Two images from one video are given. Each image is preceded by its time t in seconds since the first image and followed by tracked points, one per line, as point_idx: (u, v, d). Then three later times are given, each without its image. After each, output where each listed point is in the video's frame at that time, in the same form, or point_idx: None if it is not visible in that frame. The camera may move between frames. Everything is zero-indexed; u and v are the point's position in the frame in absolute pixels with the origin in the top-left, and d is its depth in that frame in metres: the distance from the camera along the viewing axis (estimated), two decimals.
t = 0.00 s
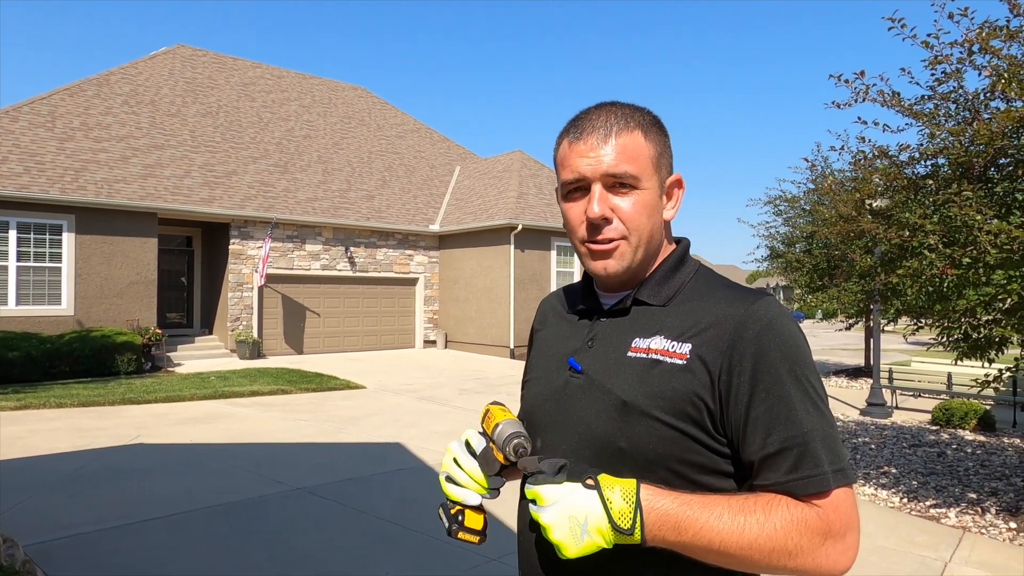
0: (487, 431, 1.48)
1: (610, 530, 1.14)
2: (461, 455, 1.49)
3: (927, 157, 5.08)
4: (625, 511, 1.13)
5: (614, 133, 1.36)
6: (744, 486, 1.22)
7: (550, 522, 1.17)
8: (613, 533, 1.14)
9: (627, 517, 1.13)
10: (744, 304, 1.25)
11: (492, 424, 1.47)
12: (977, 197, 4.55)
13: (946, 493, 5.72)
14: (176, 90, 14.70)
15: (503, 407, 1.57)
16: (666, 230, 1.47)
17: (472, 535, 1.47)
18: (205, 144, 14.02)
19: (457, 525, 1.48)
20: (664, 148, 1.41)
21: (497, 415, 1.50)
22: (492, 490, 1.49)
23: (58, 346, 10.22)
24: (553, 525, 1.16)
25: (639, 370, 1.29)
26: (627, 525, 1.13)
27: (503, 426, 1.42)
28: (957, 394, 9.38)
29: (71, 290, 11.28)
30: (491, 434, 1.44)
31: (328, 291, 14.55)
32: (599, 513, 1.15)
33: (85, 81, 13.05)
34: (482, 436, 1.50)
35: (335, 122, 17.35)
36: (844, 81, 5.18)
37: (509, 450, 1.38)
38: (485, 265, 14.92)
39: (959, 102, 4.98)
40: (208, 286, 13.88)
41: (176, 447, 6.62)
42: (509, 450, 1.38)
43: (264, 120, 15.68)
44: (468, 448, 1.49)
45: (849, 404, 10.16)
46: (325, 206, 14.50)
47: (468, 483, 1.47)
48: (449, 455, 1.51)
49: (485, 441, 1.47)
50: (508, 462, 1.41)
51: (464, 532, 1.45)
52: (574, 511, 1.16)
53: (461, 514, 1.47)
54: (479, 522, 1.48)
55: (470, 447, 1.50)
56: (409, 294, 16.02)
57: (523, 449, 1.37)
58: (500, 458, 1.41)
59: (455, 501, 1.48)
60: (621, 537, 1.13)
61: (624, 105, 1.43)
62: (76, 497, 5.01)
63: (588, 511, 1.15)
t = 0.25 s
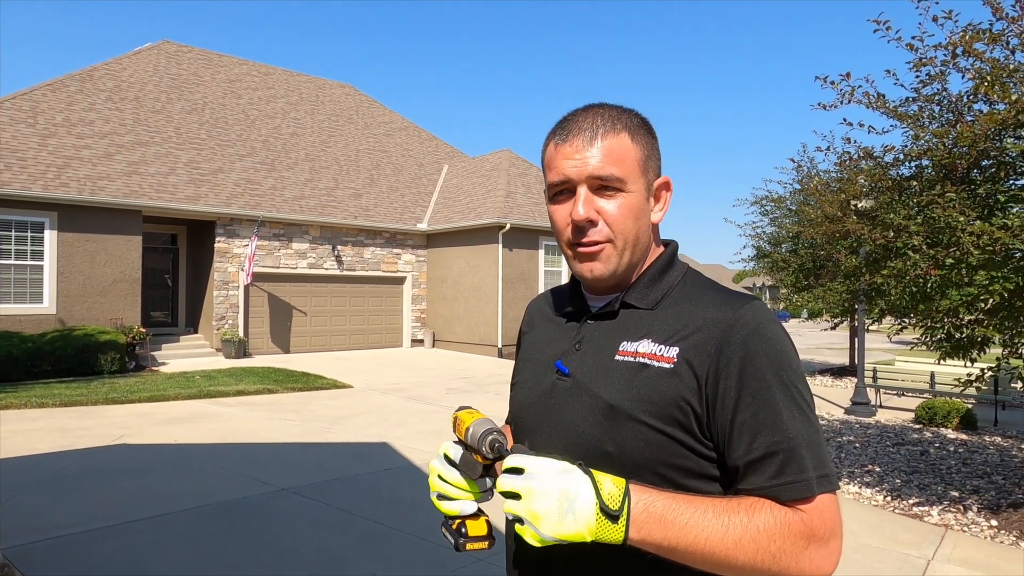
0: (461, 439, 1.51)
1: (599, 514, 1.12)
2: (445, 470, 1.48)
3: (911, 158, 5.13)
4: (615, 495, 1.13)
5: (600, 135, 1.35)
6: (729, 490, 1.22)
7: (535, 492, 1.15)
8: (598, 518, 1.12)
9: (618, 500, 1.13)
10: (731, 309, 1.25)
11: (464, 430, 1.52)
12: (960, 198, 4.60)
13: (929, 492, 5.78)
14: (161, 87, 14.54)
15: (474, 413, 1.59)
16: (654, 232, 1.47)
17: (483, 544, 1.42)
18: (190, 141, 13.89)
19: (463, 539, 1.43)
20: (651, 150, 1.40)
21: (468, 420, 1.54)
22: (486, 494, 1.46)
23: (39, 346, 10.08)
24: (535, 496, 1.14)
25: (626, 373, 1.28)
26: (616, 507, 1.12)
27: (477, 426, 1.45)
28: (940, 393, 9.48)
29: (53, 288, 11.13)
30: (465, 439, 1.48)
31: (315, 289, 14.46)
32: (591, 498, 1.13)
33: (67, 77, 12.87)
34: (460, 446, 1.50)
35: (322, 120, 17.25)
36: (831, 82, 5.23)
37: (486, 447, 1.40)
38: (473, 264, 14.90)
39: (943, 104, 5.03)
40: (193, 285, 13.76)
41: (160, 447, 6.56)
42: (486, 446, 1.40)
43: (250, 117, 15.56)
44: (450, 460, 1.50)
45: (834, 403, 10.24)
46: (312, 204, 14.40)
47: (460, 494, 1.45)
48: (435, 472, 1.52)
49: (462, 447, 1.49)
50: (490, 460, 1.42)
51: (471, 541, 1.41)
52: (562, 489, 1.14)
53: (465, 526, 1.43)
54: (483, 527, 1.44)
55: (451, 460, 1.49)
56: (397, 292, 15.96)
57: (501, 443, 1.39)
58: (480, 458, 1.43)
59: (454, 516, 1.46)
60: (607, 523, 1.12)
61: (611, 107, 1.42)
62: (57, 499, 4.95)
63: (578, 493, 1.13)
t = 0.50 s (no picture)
0: (444, 444, 1.47)
1: (594, 494, 1.09)
2: (436, 479, 1.44)
3: (898, 157, 5.15)
4: (611, 483, 1.12)
5: (581, 128, 1.34)
6: (719, 491, 1.21)
7: (537, 458, 1.11)
8: (594, 500, 1.09)
9: (614, 487, 1.12)
10: (724, 308, 1.23)
11: (444, 434, 1.47)
12: (946, 198, 4.63)
13: (915, 489, 5.82)
14: (148, 82, 14.39)
15: (447, 413, 1.56)
16: (644, 229, 1.43)
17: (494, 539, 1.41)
18: (177, 138, 13.75)
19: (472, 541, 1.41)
20: (638, 145, 1.37)
21: (446, 422, 1.49)
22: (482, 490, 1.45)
23: (23, 343, 9.94)
24: (537, 462, 1.11)
25: (618, 371, 1.27)
26: (612, 493, 1.11)
27: (457, 426, 1.42)
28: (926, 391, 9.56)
29: (37, 285, 10.99)
30: (450, 442, 1.43)
31: (303, 287, 14.37)
32: (591, 480, 1.10)
33: (51, 72, 12.71)
34: (443, 449, 1.47)
35: (311, 117, 17.13)
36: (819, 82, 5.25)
37: (472, 445, 1.39)
38: (462, 262, 14.87)
39: (930, 104, 5.06)
40: (180, 282, 13.64)
41: (145, 446, 6.48)
42: (475, 443, 1.39)
43: (238, 114, 15.43)
44: (440, 468, 1.45)
45: (821, 401, 10.30)
46: (301, 201, 14.31)
47: (458, 499, 1.43)
48: (427, 484, 1.47)
49: (450, 451, 1.45)
50: (480, 456, 1.42)
51: (481, 541, 1.39)
52: (565, 464, 1.11)
53: (472, 525, 1.42)
54: (489, 523, 1.43)
55: (439, 466, 1.45)
56: (386, 290, 15.90)
57: (490, 437, 1.40)
58: (471, 457, 1.42)
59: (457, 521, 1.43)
60: (600, 507, 1.09)
61: (601, 102, 1.40)
62: (40, 499, 4.88)
63: (579, 472, 1.10)
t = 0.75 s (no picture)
0: (431, 443, 1.45)
1: (586, 497, 1.08)
2: (422, 478, 1.42)
3: (885, 156, 5.17)
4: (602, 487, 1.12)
5: (548, 132, 1.34)
6: (709, 494, 1.20)
7: (537, 452, 1.08)
8: (587, 502, 1.08)
9: (605, 491, 1.11)
10: (716, 309, 1.22)
11: (432, 433, 1.46)
12: (932, 196, 4.66)
13: (900, 485, 5.87)
14: (132, 77, 14.22)
15: (437, 414, 1.55)
16: (628, 226, 1.39)
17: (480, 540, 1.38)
18: (162, 134, 13.60)
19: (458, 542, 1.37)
20: (610, 142, 1.33)
21: (435, 421, 1.47)
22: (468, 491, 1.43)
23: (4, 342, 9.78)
24: (537, 456, 1.07)
25: (608, 372, 1.26)
26: (603, 496, 1.10)
27: (446, 425, 1.42)
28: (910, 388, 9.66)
29: (18, 283, 10.82)
30: (438, 441, 1.42)
31: (290, 285, 14.27)
32: (582, 482, 1.09)
33: (33, 66, 12.52)
34: (430, 449, 1.45)
35: (298, 113, 17.00)
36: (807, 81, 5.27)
37: (461, 444, 1.38)
38: (451, 259, 14.83)
39: (915, 103, 5.09)
40: (165, 280, 13.50)
41: (130, 446, 6.41)
42: (464, 443, 1.38)
43: (224, 110, 15.29)
44: (426, 467, 1.44)
45: (807, 398, 10.37)
46: (287, 198, 14.20)
47: (444, 499, 1.40)
48: (412, 483, 1.44)
49: (437, 451, 1.44)
50: (469, 456, 1.40)
51: (467, 542, 1.35)
52: (561, 463, 1.09)
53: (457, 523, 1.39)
54: (475, 523, 1.40)
55: (425, 466, 1.43)
56: (374, 288, 15.83)
57: (478, 437, 1.39)
58: (458, 457, 1.41)
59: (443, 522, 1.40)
60: (591, 510, 1.08)
61: (574, 101, 1.39)
62: (22, 500, 4.80)
63: (573, 473, 1.09)
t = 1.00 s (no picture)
0: (425, 452, 1.46)
1: (582, 517, 1.09)
2: (414, 486, 1.41)
3: (874, 157, 5.19)
4: (597, 505, 1.12)
5: (537, 141, 1.33)
6: (705, 501, 1.20)
7: (531, 474, 1.07)
8: (583, 522, 1.08)
9: (600, 509, 1.12)
10: (708, 314, 1.22)
11: (426, 442, 1.46)
12: (920, 197, 4.68)
13: (890, 483, 5.91)
14: (119, 77, 14.11)
15: (430, 424, 1.56)
16: (620, 234, 1.39)
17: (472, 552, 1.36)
18: (150, 134, 13.50)
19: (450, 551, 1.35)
20: (600, 150, 1.33)
21: (429, 430, 1.48)
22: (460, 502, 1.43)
23: None
24: (532, 477, 1.07)
25: (602, 380, 1.25)
26: (598, 515, 1.10)
27: (440, 433, 1.43)
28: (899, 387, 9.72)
29: (4, 285, 10.71)
30: (431, 450, 1.43)
31: (281, 286, 14.20)
32: (577, 503, 1.10)
33: (19, 66, 12.40)
34: (424, 458, 1.45)
35: (288, 113, 16.93)
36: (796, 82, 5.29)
37: (453, 453, 1.39)
38: (442, 260, 14.81)
39: (904, 104, 5.12)
40: (155, 281, 13.41)
41: (119, 449, 6.36)
42: (455, 452, 1.39)
43: (213, 110, 15.19)
44: (418, 476, 1.43)
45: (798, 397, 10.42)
46: (278, 198, 14.13)
47: (436, 508, 1.39)
48: (404, 492, 1.43)
49: (430, 460, 1.44)
50: (461, 466, 1.41)
51: (460, 553, 1.33)
52: (555, 483, 1.10)
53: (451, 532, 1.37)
54: (468, 534, 1.38)
55: (418, 475, 1.43)
56: (365, 289, 15.78)
57: (469, 447, 1.39)
58: (451, 467, 1.41)
59: (434, 531, 1.39)
60: (588, 530, 1.08)
61: (563, 110, 1.38)
62: (9, 505, 4.75)
63: (567, 494, 1.10)
